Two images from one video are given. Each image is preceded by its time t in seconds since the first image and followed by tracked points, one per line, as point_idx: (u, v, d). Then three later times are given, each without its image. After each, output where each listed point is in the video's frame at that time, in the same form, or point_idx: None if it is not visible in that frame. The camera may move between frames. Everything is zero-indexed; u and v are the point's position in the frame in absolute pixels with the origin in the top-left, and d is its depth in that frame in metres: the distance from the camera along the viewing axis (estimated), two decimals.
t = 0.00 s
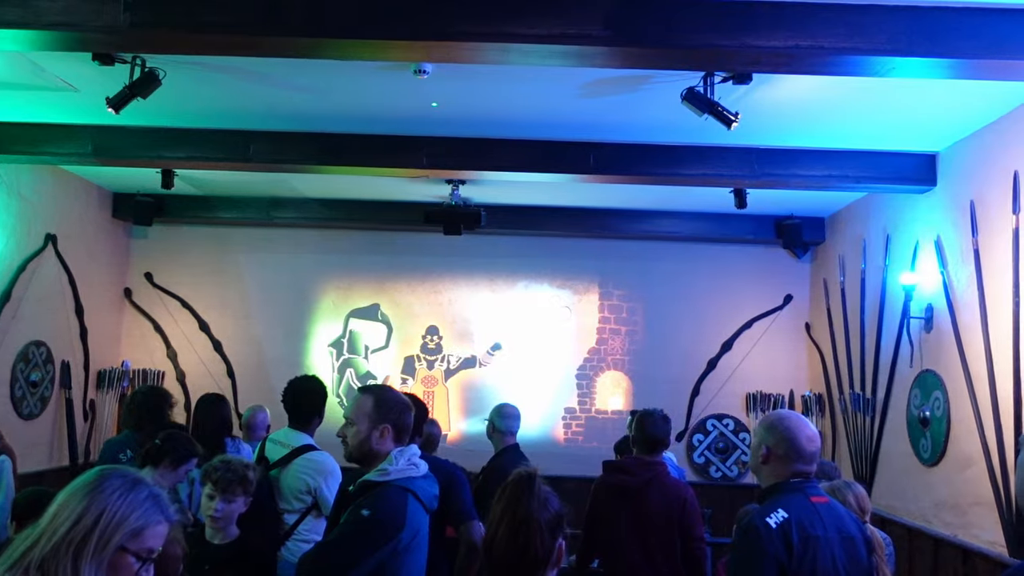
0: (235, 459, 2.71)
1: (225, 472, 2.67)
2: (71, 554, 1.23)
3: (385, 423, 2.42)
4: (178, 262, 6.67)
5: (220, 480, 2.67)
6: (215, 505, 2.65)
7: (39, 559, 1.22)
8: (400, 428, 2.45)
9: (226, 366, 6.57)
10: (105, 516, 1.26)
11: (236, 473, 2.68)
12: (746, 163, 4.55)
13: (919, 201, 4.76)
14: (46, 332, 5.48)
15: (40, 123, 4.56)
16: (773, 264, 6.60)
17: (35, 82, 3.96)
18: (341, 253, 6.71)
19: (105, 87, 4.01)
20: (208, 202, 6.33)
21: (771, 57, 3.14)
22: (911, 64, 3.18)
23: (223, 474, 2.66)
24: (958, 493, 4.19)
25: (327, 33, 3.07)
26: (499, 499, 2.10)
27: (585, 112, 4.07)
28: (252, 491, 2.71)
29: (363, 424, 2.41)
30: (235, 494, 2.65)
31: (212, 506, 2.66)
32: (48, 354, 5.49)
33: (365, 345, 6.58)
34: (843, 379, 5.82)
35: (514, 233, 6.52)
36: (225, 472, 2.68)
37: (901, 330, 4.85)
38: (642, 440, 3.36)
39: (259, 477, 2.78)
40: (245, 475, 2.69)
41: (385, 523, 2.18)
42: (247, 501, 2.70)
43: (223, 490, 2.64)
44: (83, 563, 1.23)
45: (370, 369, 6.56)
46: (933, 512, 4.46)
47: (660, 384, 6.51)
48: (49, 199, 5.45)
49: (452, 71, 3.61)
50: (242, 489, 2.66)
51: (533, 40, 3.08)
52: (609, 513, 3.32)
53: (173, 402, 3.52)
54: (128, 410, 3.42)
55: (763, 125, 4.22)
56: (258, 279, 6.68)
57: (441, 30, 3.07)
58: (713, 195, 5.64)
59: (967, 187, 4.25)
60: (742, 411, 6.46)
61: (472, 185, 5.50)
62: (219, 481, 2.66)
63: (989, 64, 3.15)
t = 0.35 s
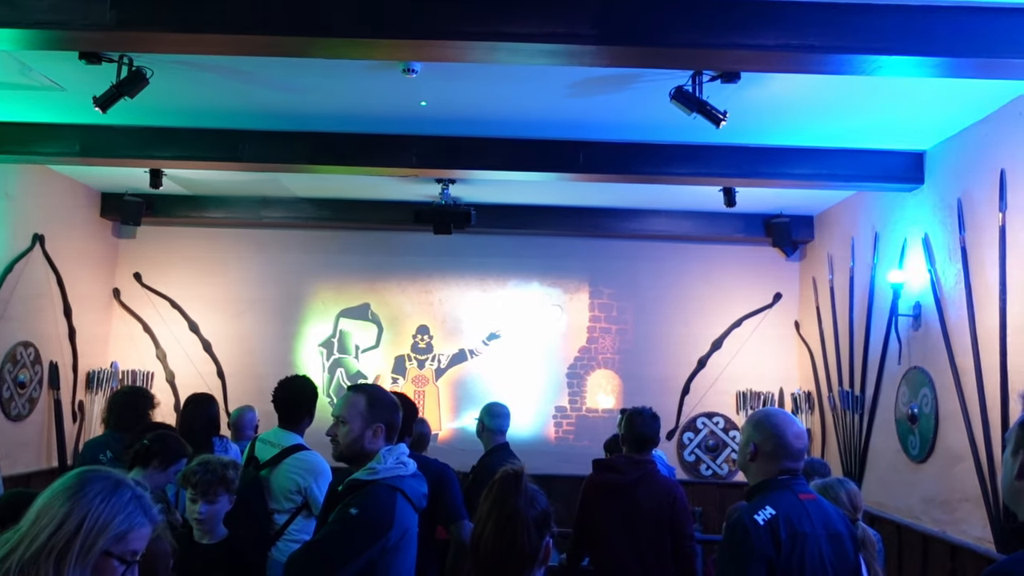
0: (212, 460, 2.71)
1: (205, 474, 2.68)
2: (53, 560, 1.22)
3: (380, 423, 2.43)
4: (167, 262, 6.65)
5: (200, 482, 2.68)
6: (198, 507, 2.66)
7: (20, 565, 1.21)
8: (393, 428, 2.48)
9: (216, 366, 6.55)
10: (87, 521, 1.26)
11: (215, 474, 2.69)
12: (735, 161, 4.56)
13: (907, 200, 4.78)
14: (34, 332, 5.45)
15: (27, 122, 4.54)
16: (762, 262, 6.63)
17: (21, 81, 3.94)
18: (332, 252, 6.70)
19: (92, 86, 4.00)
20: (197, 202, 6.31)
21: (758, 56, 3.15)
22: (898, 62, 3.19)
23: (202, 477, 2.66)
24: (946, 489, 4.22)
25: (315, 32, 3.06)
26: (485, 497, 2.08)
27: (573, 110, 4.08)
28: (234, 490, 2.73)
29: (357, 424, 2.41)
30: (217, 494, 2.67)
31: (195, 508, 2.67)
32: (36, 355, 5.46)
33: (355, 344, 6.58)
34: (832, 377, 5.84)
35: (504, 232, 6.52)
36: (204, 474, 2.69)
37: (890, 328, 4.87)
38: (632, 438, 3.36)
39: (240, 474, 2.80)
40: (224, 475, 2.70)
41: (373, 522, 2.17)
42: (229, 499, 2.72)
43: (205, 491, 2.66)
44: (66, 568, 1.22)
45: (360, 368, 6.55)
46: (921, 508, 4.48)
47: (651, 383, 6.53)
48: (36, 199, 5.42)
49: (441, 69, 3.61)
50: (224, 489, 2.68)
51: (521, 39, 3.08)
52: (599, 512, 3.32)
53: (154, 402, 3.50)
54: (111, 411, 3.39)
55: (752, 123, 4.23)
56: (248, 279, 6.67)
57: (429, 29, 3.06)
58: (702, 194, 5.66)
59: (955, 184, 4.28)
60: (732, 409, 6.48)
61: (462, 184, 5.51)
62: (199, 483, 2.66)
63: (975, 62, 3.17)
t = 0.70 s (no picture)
0: (193, 482, 2.58)
1: (189, 495, 2.58)
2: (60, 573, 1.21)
3: (374, 424, 2.44)
4: (159, 266, 6.64)
5: (186, 503, 2.59)
6: (190, 524, 2.61)
7: None
8: (386, 429, 2.49)
9: (209, 370, 6.54)
10: (96, 533, 1.25)
11: (199, 495, 2.58)
12: (725, 158, 4.57)
13: (897, 194, 4.80)
14: (26, 339, 5.43)
15: (16, 128, 4.53)
16: (754, 258, 6.64)
17: (9, 86, 3.93)
18: (324, 254, 6.69)
19: (79, 91, 3.99)
20: (188, 206, 6.30)
21: (746, 52, 3.15)
22: (885, 57, 3.20)
23: (187, 499, 2.57)
24: (939, 482, 4.23)
25: (302, 33, 3.05)
26: (477, 497, 2.07)
27: (563, 109, 4.08)
28: (224, 500, 2.63)
29: (351, 425, 2.40)
30: (207, 513, 2.59)
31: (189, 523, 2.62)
32: (28, 361, 5.45)
33: (348, 346, 6.57)
34: (825, 372, 5.86)
35: (496, 232, 6.52)
36: (189, 493, 2.59)
37: (881, 322, 4.89)
38: (625, 435, 3.37)
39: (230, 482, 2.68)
40: (209, 494, 2.59)
41: (366, 522, 2.16)
42: (222, 509, 2.64)
43: (193, 512, 2.58)
44: None
45: (353, 370, 6.55)
46: (915, 501, 4.49)
47: (644, 380, 6.53)
48: (25, 204, 5.40)
49: (429, 70, 3.61)
50: (212, 506, 2.59)
51: (509, 38, 3.08)
52: (592, 510, 3.32)
53: (142, 408, 3.49)
54: (98, 419, 3.38)
55: (741, 120, 4.24)
56: (240, 282, 6.66)
57: (416, 29, 3.06)
58: (693, 191, 5.67)
59: (944, 178, 4.29)
60: (726, 405, 6.49)
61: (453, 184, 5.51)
62: (186, 504, 2.58)
63: (962, 56, 3.18)
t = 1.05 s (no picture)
0: (195, 478, 2.57)
1: (191, 491, 2.57)
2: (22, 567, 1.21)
3: (372, 423, 2.44)
4: (155, 267, 6.63)
5: (188, 498, 2.58)
6: (191, 521, 2.59)
7: None
8: (383, 428, 2.49)
9: (205, 371, 6.54)
10: (55, 526, 1.25)
11: (200, 492, 2.56)
12: (721, 156, 4.57)
13: (892, 191, 4.80)
14: (21, 340, 5.43)
15: (10, 129, 4.52)
16: (750, 256, 6.64)
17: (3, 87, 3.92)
18: (319, 254, 6.69)
19: (73, 91, 3.98)
20: (183, 206, 6.29)
21: (740, 50, 3.15)
22: (879, 54, 3.20)
23: (187, 495, 2.56)
24: (935, 479, 4.24)
25: (296, 33, 3.05)
26: (473, 496, 2.07)
27: (558, 108, 4.08)
28: (226, 500, 2.61)
29: (350, 424, 2.40)
30: (207, 510, 2.57)
31: (190, 520, 2.60)
32: (24, 362, 5.44)
33: (345, 346, 6.57)
34: (821, 369, 5.86)
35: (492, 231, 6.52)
36: (191, 489, 2.57)
37: (877, 319, 4.89)
38: (620, 434, 3.36)
39: (234, 482, 2.66)
40: (210, 491, 2.57)
41: (362, 522, 2.16)
42: (224, 509, 2.61)
43: (194, 508, 2.56)
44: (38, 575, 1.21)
45: (350, 369, 6.55)
46: (911, 498, 4.50)
47: (641, 379, 6.54)
48: (20, 205, 5.39)
49: (423, 69, 3.60)
50: (212, 504, 2.57)
51: (503, 36, 3.07)
52: (588, 508, 3.32)
53: (139, 409, 3.49)
54: (94, 420, 3.37)
55: (736, 118, 4.24)
56: (236, 282, 6.65)
57: (410, 28, 3.06)
58: (689, 189, 5.67)
59: (938, 175, 4.30)
60: (723, 403, 6.50)
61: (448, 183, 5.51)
62: (187, 500, 2.56)
63: (956, 53, 3.18)
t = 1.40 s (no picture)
0: (190, 475, 2.57)
1: (186, 487, 2.57)
2: None
3: (369, 422, 2.44)
4: (153, 267, 6.63)
5: (184, 495, 2.57)
6: (188, 517, 2.58)
7: None
8: (380, 427, 2.49)
9: (204, 371, 6.54)
10: None
11: (195, 488, 2.56)
12: (718, 154, 4.57)
13: (889, 188, 4.80)
14: (20, 340, 5.43)
15: (7, 129, 4.52)
16: (749, 254, 6.64)
17: None
18: (318, 254, 6.68)
19: (70, 91, 3.98)
20: (181, 206, 6.29)
21: (736, 47, 3.15)
22: (876, 51, 3.20)
23: (183, 491, 2.55)
24: (933, 475, 4.25)
25: (292, 32, 3.04)
26: (471, 494, 2.06)
27: (555, 106, 4.08)
28: (223, 497, 2.60)
29: (347, 423, 2.40)
30: (202, 507, 2.55)
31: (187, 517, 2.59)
32: (23, 363, 5.44)
33: (344, 345, 6.57)
34: (820, 366, 5.87)
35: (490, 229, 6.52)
36: (187, 485, 2.57)
37: (875, 316, 4.90)
38: (618, 431, 3.36)
39: (230, 480, 2.64)
40: (205, 488, 2.56)
41: (360, 521, 2.16)
42: (220, 507, 2.59)
43: (189, 505, 2.55)
44: None
45: (349, 369, 6.55)
46: (911, 494, 4.51)
47: (640, 377, 6.54)
48: (18, 206, 5.39)
49: (420, 68, 3.60)
50: (207, 501, 2.55)
51: (500, 34, 3.07)
52: (586, 506, 3.33)
53: (138, 410, 3.49)
54: (94, 421, 3.37)
55: (733, 115, 4.24)
56: (234, 282, 6.65)
57: (406, 27, 3.06)
58: (687, 186, 5.67)
59: (936, 171, 4.30)
60: (721, 401, 6.51)
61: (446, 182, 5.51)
62: (182, 496, 2.56)
63: (952, 49, 3.18)
